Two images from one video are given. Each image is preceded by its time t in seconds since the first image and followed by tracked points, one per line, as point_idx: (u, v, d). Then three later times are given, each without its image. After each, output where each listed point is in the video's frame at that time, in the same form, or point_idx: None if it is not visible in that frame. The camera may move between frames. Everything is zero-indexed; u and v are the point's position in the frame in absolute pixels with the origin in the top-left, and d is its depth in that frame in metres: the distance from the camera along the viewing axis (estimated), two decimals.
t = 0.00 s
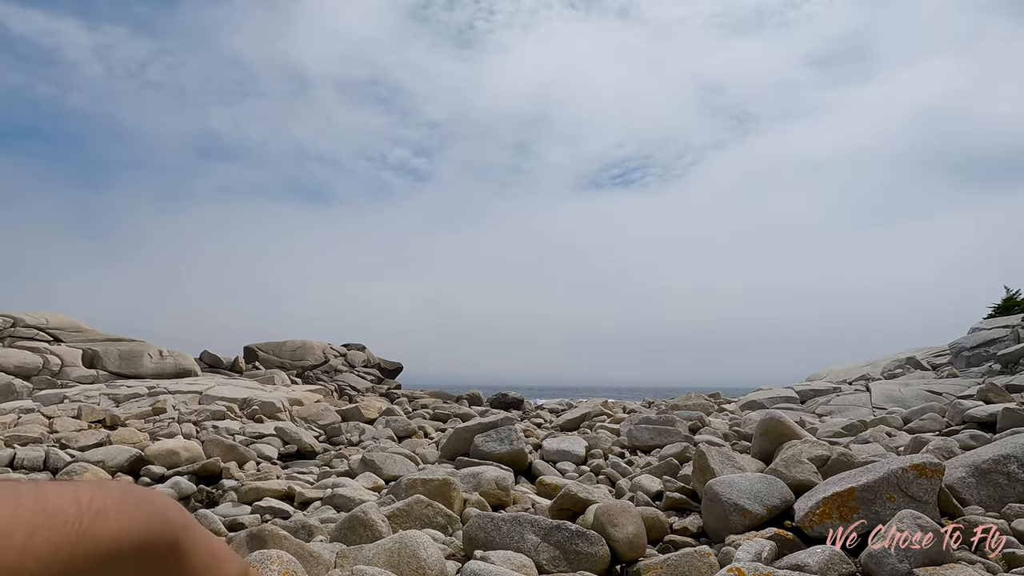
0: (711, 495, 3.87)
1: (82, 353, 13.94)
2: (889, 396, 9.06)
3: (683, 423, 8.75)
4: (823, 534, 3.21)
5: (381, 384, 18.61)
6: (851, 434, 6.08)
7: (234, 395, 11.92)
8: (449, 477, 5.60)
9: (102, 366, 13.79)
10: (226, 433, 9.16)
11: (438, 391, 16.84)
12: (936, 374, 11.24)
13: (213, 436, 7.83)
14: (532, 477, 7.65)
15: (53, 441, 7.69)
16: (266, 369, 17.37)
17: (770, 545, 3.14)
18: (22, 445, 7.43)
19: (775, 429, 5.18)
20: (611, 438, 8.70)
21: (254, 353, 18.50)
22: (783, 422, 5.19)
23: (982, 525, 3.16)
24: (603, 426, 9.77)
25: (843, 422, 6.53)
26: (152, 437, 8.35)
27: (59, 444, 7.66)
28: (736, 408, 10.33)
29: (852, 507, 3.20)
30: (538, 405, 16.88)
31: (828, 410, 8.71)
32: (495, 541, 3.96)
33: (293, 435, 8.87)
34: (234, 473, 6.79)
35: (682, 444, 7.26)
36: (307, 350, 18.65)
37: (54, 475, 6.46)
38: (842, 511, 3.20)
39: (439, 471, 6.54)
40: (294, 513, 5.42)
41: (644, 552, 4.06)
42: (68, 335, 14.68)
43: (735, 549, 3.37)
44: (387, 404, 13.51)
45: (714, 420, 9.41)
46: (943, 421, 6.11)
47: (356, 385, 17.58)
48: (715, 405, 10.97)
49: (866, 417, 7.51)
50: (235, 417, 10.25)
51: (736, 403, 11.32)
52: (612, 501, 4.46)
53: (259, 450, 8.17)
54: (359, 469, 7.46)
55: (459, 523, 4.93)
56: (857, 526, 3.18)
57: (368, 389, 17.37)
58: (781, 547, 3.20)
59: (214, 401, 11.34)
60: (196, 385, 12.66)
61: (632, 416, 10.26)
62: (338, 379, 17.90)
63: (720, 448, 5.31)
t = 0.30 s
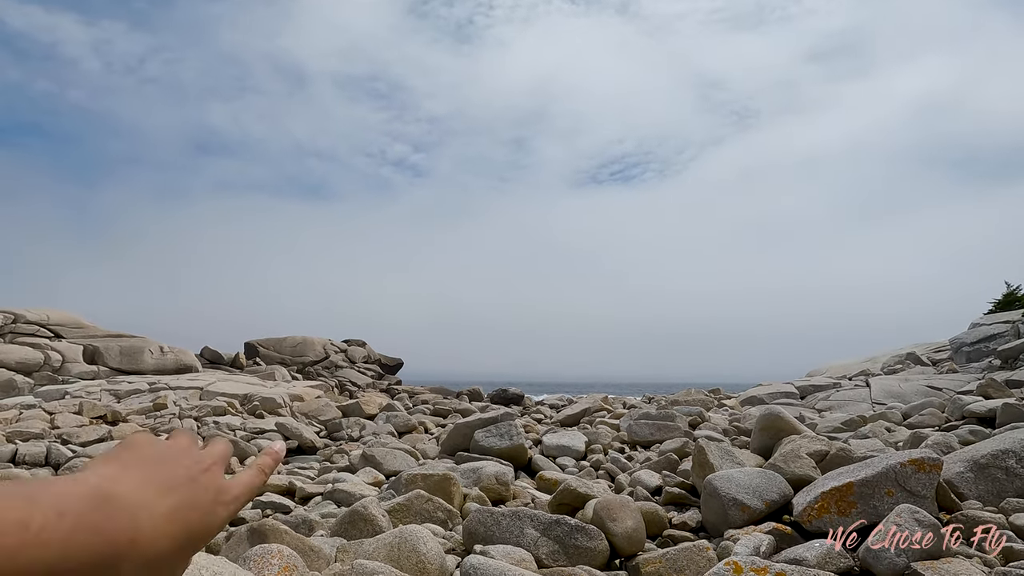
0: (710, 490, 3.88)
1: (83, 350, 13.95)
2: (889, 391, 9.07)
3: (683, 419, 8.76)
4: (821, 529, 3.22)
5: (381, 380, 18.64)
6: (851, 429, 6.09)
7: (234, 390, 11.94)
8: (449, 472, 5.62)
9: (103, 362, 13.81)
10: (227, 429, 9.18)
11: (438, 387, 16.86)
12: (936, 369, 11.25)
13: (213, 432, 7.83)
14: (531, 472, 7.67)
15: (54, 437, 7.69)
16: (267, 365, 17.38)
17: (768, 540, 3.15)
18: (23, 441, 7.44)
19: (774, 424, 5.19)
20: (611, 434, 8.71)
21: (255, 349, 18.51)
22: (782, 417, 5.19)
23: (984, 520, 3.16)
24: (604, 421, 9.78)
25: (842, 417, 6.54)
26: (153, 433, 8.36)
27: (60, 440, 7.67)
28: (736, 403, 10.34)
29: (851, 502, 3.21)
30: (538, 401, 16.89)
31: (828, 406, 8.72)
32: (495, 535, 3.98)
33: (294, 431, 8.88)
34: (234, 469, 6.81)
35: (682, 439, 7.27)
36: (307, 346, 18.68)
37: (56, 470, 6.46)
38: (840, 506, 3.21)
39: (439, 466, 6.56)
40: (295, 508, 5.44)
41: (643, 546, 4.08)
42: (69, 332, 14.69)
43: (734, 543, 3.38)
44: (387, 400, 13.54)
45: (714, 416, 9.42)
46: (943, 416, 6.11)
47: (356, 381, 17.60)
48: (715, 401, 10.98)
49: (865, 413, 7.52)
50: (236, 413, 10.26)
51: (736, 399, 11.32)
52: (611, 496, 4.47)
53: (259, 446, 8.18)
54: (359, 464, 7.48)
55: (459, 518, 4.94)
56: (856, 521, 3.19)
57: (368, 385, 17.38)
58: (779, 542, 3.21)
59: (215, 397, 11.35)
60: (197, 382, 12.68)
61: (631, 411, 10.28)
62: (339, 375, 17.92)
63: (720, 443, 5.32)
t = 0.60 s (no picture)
0: (708, 483, 3.90)
1: (83, 345, 13.95)
2: (887, 385, 9.10)
3: (681, 413, 8.78)
4: (818, 519, 3.24)
5: (381, 375, 18.66)
6: (849, 423, 6.10)
7: (234, 385, 11.96)
8: (447, 465, 5.64)
9: (103, 358, 13.83)
10: (227, 423, 9.20)
11: (438, 382, 16.89)
12: (934, 364, 11.27)
13: (214, 425, 7.85)
14: (530, 465, 7.69)
15: (55, 431, 7.70)
16: (266, 360, 17.39)
17: (765, 530, 3.16)
18: (24, 435, 7.45)
19: (773, 417, 5.20)
20: (610, 428, 8.72)
21: (255, 345, 18.52)
22: (781, 410, 5.21)
23: (982, 511, 3.17)
24: (602, 415, 9.80)
25: (840, 411, 6.56)
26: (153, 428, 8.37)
27: (60, 434, 7.68)
28: (735, 398, 10.36)
29: (848, 493, 3.22)
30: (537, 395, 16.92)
31: (827, 400, 8.74)
32: (493, 527, 3.99)
33: (294, 426, 8.91)
34: (234, 462, 6.83)
35: (681, 432, 7.28)
36: (307, 341, 18.69)
37: (56, 464, 6.47)
38: (837, 497, 3.23)
39: (438, 459, 6.57)
40: (294, 500, 5.45)
41: (641, 537, 4.10)
42: (69, 327, 14.68)
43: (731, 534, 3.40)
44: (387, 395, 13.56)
45: (713, 410, 9.44)
46: (941, 410, 6.13)
47: (356, 376, 17.62)
48: (714, 395, 11.01)
49: (864, 406, 7.54)
50: (236, 407, 10.28)
51: (735, 393, 11.35)
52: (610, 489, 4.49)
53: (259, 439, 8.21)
54: (359, 457, 7.50)
55: (458, 510, 4.96)
56: (852, 512, 3.20)
57: (368, 380, 17.40)
58: (776, 532, 3.22)
59: (215, 392, 11.38)
60: (197, 376, 12.70)
61: (630, 406, 10.30)
62: (338, 370, 17.94)
63: (718, 436, 5.33)
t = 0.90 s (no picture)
0: (715, 477, 3.89)
1: (91, 340, 14.01)
2: (895, 380, 9.05)
3: (687, 407, 8.76)
4: (826, 513, 3.22)
5: (387, 370, 18.68)
6: (856, 417, 6.08)
7: (240, 380, 12.00)
8: (453, 459, 5.64)
9: (110, 353, 13.88)
10: (233, 418, 9.23)
11: (443, 377, 16.90)
12: (942, 358, 11.21)
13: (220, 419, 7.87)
14: (535, 459, 7.69)
15: (63, 426, 7.74)
16: (272, 355, 17.45)
17: (773, 524, 3.15)
18: (33, 429, 7.49)
19: (780, 411, 5.18)
20: (615, 422, 8.71)
21: (261, 340, 18.57)
22: (787, 404, 5.18)
23: (992, 505, 3.14)
24: (607, 410, 9.79)
25: (847, 405, 6.53)
26: (161, 422, 8.40)
27: (69, 428, 7.72)
28: (741, 393, 10.34)
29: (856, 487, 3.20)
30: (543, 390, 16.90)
31: (833, 394, 8.71)
32: (498, 520, 3.99)
33: (300, 420, 8.93)
34: (241, 456, 6.84)
35: (686, 427, 7.26)
36: (313, 336, 18.73)
37: (64, 458, 6.50)
38: (845, 491, 3.21)
39: (443, 453, 6.58)
40: (300, 494, 5.46)
41: (647, 531, 4.09)
42: (77, 322, 14.75)
43: (738, 528, 3.39)
44: (392, 389, 13.58)
45: (719, 404, 9.43)
46: (949, 405, 6.09)
47: (361, 371, 17.65)
48: (720, 390, 10.98)
49: (871, 401, 7.51)
50: (242, 402, 10.31)
51: (741, 388, 11.31)
52: (615, 482, 4.48)
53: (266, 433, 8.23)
54: (364, 452, 7.51)
55: (463, 503, 4.95)
56: (861, 506, 3.18)
57: (373, 374, 17.42)
58: (783, 526, 3.20)
59: (221, 387, 11.41)
60: (204, 371, 12.75)
61: (635, 400, 10.28)
62: (344, 365, 17.98)
63: (724, 430, 5.31)
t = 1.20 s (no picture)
0: (738, 472, 3.83)
1: (118, 335, 14.22)
2: (922, 374, 8.90)
3: (708, 402, 8.67)
4: (853, 510, 3.16)
5: (406, 364, 18.75)
6: (883, 413, 5.97)
7: (262, 374, 12.11)
8: (472, 453, 5.63)
9: (137, 347, 14.06)
10: (255, 411, 9.31)
11: (461, 371, 16.93)
12: (971, 352, 10.99)
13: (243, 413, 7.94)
14: (555, 453, 7.66)
15: (93, 418, 7.86)
16: (293, 349, 17.58)
17: (798, 521, 3.10)
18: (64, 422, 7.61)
19: (804, 406, 5.10)
20: (635, 417, 8.66)
21: (282, 335, 18.72)
22: (812, 399, 5.10)
23: None
24: (627, 404, 9.74)
25: (873, 400, 6.42)
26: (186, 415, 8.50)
27: (99, 421, 7.83)
28: (762, 387, 10.23)
29: (885, 484, 3.14)
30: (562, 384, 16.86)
31: (858, 389, 8.58)
32: (518, 514, 3.97)
33: (321, 414, 8.99)
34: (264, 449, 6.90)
35: (708, 421, 7.20)
36: (332, 331, 18.84)
37: (94, 450, 6.59)
38: (873, 488, 3.15)
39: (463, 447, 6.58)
40: (322, 486, 5.49)
41: (669, 526, 4.05)
42: (105, 317, 14.98)
43: (762, 524, 3.34)
44: (411, 383, 13.62)
45: (740, 399, 9.33)
46: (979, 400, 5.97)
47: (380, 365, 17.72)
48: (742, 384, 10.87)
49: (898, 396, 7.37)
50: (264, 395, 10.40)
51: (763, 382, 11.19)
52: (637, 477, 4.44)
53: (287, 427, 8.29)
54: (384, 445, 7.53)
55: (483, 497, 4.94)
56: (889, 503, 3.11)
57: (392, 368, 17.50)
58: (809, 523, 3.15)
59: (244, 381, 11.52)
60: (227, 365, 12.88)
61: (655, 395, 10.22)
62: (363, 360, 18.07)
63: (747, 425, 5.24)
